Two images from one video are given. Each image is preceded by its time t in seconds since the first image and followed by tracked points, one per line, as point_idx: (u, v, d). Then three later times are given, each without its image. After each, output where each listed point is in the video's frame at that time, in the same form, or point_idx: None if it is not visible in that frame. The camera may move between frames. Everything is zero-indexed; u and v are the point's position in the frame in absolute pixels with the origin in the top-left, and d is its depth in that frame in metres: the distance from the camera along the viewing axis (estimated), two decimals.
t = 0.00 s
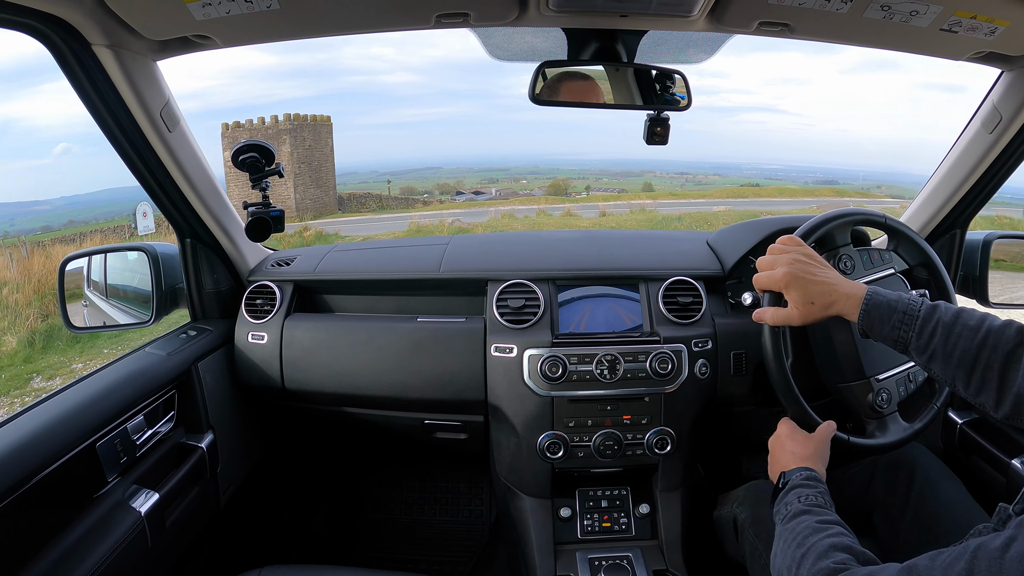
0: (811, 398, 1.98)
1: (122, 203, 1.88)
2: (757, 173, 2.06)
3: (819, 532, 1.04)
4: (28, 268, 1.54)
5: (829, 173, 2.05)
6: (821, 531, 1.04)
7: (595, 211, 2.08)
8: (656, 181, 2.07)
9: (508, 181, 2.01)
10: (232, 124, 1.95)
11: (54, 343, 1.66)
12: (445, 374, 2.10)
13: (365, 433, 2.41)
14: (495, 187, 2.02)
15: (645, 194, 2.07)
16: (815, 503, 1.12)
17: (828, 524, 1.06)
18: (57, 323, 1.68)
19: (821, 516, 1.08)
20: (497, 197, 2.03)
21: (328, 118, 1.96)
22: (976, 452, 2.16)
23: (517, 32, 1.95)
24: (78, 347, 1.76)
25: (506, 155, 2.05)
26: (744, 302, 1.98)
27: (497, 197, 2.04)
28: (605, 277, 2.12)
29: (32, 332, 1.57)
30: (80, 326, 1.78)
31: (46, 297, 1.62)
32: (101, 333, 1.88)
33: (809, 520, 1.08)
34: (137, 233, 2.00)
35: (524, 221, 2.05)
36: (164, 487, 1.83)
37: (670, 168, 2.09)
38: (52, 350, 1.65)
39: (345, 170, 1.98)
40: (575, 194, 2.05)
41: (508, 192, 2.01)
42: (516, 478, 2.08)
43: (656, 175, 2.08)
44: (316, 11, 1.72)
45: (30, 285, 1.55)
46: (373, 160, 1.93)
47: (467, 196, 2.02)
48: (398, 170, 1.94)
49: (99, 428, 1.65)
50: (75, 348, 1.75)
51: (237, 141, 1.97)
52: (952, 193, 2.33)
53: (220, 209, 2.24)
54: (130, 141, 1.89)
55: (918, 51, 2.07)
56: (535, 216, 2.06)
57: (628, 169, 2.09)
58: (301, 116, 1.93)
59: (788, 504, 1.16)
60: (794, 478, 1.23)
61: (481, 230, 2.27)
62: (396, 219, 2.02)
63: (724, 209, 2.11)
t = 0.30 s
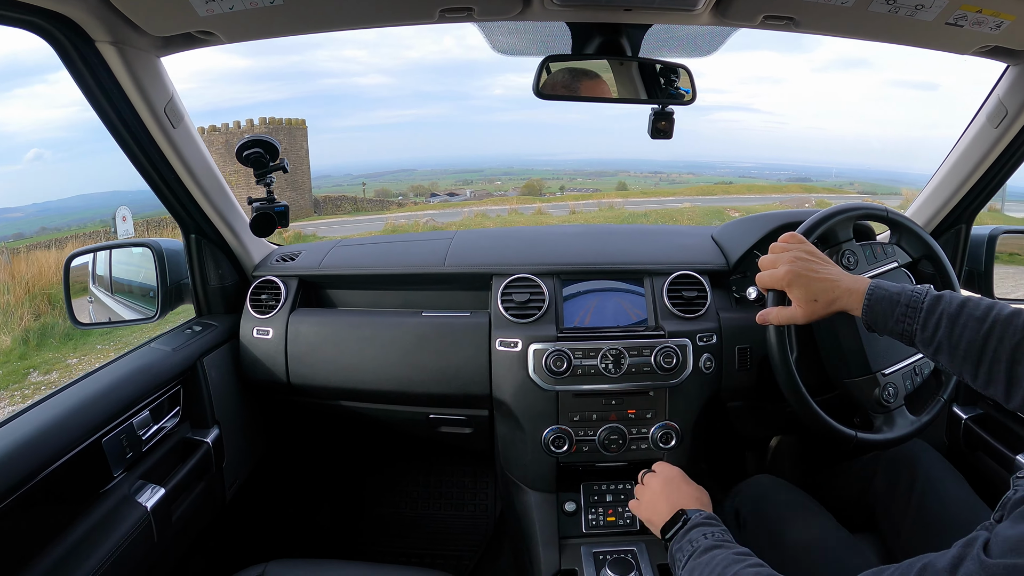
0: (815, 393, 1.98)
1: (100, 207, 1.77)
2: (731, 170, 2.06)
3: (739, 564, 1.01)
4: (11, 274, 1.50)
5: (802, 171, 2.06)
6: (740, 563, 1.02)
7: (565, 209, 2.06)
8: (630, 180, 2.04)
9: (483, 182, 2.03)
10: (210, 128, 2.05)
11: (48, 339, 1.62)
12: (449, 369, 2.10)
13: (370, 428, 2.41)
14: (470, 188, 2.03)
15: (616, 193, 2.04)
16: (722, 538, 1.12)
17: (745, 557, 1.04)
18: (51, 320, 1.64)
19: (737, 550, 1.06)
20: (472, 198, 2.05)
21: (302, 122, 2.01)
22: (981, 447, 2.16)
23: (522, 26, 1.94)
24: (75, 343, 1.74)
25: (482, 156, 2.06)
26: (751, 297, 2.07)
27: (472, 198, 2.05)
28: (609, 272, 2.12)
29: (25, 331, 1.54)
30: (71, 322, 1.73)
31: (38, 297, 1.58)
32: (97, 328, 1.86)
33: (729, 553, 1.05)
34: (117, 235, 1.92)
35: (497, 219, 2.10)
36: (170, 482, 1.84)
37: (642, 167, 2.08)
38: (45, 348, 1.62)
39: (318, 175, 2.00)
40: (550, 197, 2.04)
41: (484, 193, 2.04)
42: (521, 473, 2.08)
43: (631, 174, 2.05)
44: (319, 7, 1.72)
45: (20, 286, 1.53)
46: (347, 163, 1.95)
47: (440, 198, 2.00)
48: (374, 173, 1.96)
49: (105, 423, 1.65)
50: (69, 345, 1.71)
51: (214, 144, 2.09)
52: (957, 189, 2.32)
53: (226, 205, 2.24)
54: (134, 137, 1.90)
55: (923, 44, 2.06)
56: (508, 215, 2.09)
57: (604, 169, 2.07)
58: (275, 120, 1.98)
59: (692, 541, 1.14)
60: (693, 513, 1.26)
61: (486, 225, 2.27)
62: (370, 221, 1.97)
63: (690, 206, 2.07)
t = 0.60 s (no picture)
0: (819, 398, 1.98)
1: (70, 217, 1.63)
2: (705, 169, 2.03)
3: None
4: None
5: (773, 168, 2.01)
6: None
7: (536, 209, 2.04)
8: (604, 180, 2.04)
9: (457, 185, 2.01)
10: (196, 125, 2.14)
11: (39, 341, 1.58)
12: (452, 372, 2.10)
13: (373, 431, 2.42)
14: (444, 190, 2.00)
15: (587, 192, 2.03)
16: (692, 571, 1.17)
17: None
18: (39, 322, 1.58)
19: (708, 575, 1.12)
20: (447, 200, 2.01)
21: (276, 126, 1.98)
22: (984, 453, 2.15)
23: (526, 30, 1.94)
24: (69, 340, 1.71)
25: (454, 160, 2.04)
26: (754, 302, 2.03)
27: (446, 199, 2.02)
28: (613, 276, 2.12)
29: (16, 332, 1.49)
30: (60, 321, 1.67)
31: (25, 300, 1.53)
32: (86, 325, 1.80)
33: None
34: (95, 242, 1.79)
35: (468, 220, 2.05)
36: (172, 483, 1.84)
37: (616, 165, 2.05)
38: (34, 348, 1.57)
39: (293, 178, 2.08)
40: (522, 197, 2.03)
41: (458, 195, 2.02)
42: (524, 477, 2.08)
43: (604, 173, 2.05)
44: (324, 9, 1.73)
45: (7, 291, 1.46)
46: (320, 168, 1.95)
47: (415, 200, 1.98)
48: (347, 176, 1.94)
49: (108, 423, 1.66)
50: (59, 345, 1.67)
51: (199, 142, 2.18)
52: (961, 194, 2.31)
53: (230, 207, 2.24)
54: (140, 138, 1.90)
55: (928, 49, 2.06)
56: (480, 215, 2.05)
57: (577, 168, 2.07)
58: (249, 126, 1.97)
59: None
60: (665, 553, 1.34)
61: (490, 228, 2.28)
62: (345, 223, 2.01)
63: (655, 202, 2.05)
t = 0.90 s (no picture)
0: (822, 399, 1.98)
1: (36, 226, 1.49)
2: (676, 168, 2.06)
3: None
4: None
5: (747, 164, 2.01)
6: None
7: (507, 211, 2.03)
8: (576, 180, 2.03)
9: (429, 187, 2.00)
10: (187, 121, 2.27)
11: (29, 342, 1.51)
12: (455, 373, 2.10)
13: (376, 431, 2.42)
14: (416, 193, 1.99)
15: (559, 191, 2.01)
16: None
17: None
18: (29, 325, 1.51)
19: None
20: (420, 202, 2.00)
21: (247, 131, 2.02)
22: (987, 454, 2.15)
23: (528, 30, 1.94)
24: (60, 339, 1.65)
25: (424, 163, 2.05)
26: (756, 302, 1.99)
27: (418, 201, 2.00)
28: (616, 276, 2.12)
29: (5, 335, 1.44)
30: (49, 323, 1.60)
31: (12, 304, 1.46)
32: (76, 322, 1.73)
33: None
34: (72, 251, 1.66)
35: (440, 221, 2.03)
36: (175, 483, 1.85)
37: (591, 164, 2.05)
38: (24, 351, 1.50)
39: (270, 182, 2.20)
40: (494, 198, 2.03)
41: (430, 197, 2.00)
42: (527, 477, 2.08)
43: (576, 173, 2.04)
44: (326, 10, 1.73)
45: None
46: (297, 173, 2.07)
47: (387, 203, 1.99)
48: (319, 181, 2.00)
49: (111, 423, 1.66)
50: (49, 346, 1.60)
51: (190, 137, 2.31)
52: (964, 194, 2.30)
53: (233, 208, 2.24)
54: (143, 139, 1.90)
55: (931, 49, 2.05)
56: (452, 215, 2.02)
57: (550, 168, 2.06)
58: (223, 129, 2.05)
59: None
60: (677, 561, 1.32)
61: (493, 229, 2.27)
62: (319, 226, 2.03)
63: (621, 200, 2.05)
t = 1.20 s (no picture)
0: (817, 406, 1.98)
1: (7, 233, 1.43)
2: (649, 167, 2.11)
3: None
4: None
5: (716, 163, 2.08)
6: None
7: (476, 211, 2.04)
8: (548, 179, 2.04)
9: (402, 189, 2.00)
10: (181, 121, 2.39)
11: (17, 343, 1.50)
12: (452, 371, 2.10)
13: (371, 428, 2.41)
14: (389, 196, 1.99)
15: (531, 191, 2.05)
16: None
17: None
18: (15, 327, 1.49)
19: None
20: (392, 205, 1.98)
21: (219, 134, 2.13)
22: (982, 464, 2.15)
23: (531, 30, 1.94)
24: (46, 340, 1.61)
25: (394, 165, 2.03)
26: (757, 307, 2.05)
27: (391, 204, 1.98)
28: (615, 279, 2.12)
29: None
30: (35, 324, 1.57)
31: None
32: (62, 320, 1.69)
33: None
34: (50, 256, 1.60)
35: (412, 222, 1.99)
36: (169, 476, 1.84)
37: (562, 165, 2.06)
38: (12, 351, 1.48)
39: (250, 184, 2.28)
40: (467, 199, 2.03)
41: (403, 200, 1.99)
42: (521, 477, 2.08)
43: (548, 173, 2.06)
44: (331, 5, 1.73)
45: None
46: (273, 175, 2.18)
47: (359, 206, 2.00)
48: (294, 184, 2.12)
49: (106, 414, 1.66)
50: (37, 345, 1.58)
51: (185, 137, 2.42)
52: (965, 204, 2.31)
53: (233, 202, 2.24)
54: (144, 130, 1.91)
55: (934, 58, 2.05)
56: (424, 217, 2.00)
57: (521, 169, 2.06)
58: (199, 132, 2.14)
59: None
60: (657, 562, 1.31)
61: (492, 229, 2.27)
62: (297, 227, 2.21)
63: (589, 198, 2.07)
